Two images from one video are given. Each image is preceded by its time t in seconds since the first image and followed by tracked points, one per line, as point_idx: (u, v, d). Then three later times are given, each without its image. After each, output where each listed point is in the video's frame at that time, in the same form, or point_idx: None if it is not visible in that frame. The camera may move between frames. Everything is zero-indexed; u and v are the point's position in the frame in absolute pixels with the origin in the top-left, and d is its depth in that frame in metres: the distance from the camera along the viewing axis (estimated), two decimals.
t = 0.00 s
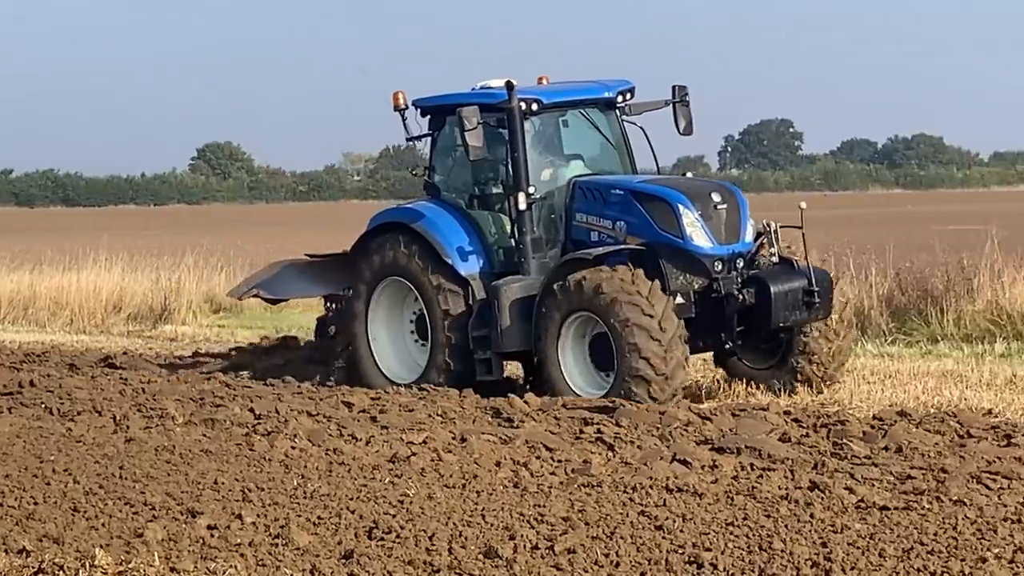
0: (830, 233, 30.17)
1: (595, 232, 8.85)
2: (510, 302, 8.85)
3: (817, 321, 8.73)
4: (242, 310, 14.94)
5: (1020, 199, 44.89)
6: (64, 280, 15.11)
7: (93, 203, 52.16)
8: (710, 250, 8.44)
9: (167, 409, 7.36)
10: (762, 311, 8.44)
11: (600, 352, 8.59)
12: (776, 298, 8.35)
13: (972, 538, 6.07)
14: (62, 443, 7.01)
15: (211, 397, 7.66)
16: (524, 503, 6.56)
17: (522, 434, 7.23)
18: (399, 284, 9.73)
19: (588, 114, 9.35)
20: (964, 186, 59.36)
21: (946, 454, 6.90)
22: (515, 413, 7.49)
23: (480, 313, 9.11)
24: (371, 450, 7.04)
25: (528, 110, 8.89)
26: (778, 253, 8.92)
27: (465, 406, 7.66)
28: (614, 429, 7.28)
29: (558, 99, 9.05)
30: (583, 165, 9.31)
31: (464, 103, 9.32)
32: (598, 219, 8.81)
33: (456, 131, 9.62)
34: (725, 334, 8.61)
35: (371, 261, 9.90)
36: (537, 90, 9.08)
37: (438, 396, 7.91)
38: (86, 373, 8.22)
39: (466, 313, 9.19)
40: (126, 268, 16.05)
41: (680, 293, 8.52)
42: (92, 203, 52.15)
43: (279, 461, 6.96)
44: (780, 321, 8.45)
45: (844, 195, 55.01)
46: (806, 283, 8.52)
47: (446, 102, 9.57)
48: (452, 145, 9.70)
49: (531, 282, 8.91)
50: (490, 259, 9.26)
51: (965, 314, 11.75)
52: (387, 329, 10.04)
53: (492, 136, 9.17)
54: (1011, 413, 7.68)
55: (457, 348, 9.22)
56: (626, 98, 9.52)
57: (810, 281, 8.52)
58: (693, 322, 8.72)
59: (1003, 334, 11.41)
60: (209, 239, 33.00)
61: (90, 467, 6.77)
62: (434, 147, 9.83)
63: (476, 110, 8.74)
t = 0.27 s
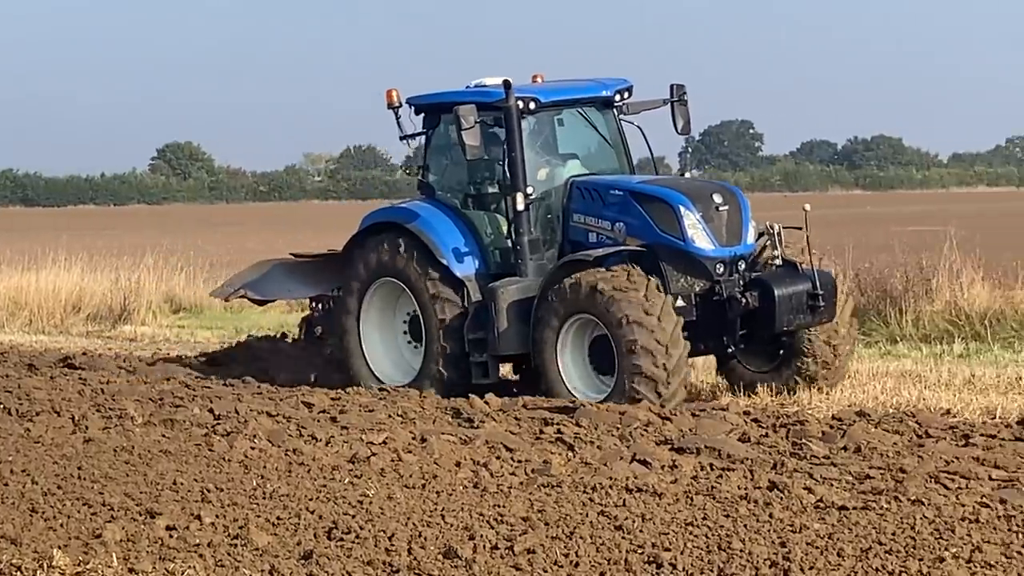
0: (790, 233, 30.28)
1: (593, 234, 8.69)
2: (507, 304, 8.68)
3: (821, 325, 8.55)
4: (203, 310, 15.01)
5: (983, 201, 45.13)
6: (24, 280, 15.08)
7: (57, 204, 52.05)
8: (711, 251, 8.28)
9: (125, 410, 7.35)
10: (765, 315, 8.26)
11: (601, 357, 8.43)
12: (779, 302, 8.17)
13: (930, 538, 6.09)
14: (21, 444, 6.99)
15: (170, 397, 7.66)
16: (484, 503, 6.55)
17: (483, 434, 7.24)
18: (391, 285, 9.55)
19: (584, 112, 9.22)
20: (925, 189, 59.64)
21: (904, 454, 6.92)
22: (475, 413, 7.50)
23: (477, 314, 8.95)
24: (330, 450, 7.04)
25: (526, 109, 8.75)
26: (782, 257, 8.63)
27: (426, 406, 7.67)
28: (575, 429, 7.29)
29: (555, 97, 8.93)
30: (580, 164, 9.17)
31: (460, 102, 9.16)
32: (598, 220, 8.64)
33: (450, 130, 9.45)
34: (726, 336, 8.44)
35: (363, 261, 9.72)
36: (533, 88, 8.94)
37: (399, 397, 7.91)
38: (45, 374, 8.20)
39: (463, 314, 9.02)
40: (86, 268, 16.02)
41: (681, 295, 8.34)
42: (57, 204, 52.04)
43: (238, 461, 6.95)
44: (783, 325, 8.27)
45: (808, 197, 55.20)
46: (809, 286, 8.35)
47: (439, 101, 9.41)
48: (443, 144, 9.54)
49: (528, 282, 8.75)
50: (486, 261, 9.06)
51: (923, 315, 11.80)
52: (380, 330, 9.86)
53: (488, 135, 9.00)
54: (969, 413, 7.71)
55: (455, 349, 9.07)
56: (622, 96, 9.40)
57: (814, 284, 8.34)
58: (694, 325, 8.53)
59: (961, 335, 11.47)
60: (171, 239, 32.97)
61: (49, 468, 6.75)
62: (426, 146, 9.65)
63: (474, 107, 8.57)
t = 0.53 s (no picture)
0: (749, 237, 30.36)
1: (591, 233, 8.60)
2: (504, 305, 8.58)
3: (824, 324, 8.53)
4: (161, 311, 15.00)
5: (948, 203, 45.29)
6: None
7: (20, 206, 51.91)
8: (713, 251, 8.18)
9: (83, 411, 7.35)
10: (769, 313, 8.23)
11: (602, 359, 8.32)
12: (784, 300, 8.14)
13: (888, 538, 6.09)
14: None
15: (128, 398, 7.66)
16: (442, 504, 6.54)
17: (442, 434, 7.25)
18: (382, 285, 9.54)
19: (579, 110, 9.14)
20: (890, 190, 59.82)
21: (862, 455, 6.93)
22: (434, 414, 7.53)
23: (472, 317, 8.91)
24: (288, 452, 7.03)
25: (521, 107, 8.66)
26: (786, 255, 8.58)
27: (385, 408, 7.68)
28: (533, 430, 7.31)
29: (550, 94, 8.83)
30: (576, 163, 9.09)
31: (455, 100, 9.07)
32: (596, 220, 8.55)
33: (445, 128, 9.38)
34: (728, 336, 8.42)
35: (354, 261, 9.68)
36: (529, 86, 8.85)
37: (358, 399, 7.92)
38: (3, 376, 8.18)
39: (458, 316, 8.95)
40: (44, 269, 15.98)
41: (683, 295, 8.24)
42: (20, 206, 51.91)
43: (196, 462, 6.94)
44: (787, 322, 8.24)
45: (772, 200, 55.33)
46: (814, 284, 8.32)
47: (435, 99, 9.31)
48: (440, 143, 9.45)
49: (523, 284, 8.67)
50: (481, 262, 9.04)
51: (881, 317, 11.83)
52: (371, 330, 9.85)
53: (484, 134, 8.92)
54: (926, 414, 7.73)
55: (449, 350, 9.00)
56: (619, 93, 9.31)
57: (820, 282, 8.31)
58: (697, 324, 8.53)
59: (918, 335, 11.50)
60: (130, 241, 32.91)
61: (6, 470, 6.73)
62: (420, 145, 9.59)
63: (470, 107, 8.47)
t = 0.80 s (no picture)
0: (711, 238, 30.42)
1: (591, 233, 8.54)
2: (502, 306, 8.49)
3: (828, 326, 8.41)
4: (119, 311, 14.94)
5: (911, 203, 45.47)
6: None
7: None
8: (715, 251, 8.10)
9: (40, 413, 7.37)
10: (772, 316, 8.11)
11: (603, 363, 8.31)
12: (787, 303, 8.03)
13: (844, 538, 6.09)
14: None
15: (85, 399, 7.72)
16: (400, 505, 6.54)
17: (399, 435, 7.27)
18: (377, 284, 9.40)
19: (579, 109, 9.04)
20: (856, 192, 59.96)
21: (819, 456, 6.95)
22: (392, 415, 7.57)
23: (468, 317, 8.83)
24: (246, 453, 7.03)
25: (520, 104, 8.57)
26: (789, 256, 8.54)
27: (343, 408, 7.74)
28: (491, 431, 7.34)
29: (551, 92, 8.74)
30: (575, 163, 9.00)
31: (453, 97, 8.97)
32: (597, 219, 8.49)
33: (442, 126, 9.29)
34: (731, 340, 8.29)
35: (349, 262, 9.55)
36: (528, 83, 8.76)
37: (316, 401, 7.94)
38: None
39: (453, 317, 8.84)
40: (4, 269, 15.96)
41: (683, 296, 8.16)
42: None
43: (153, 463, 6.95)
44: (791, 325, 8.12)
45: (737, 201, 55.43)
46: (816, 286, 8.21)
47: (431, 96, 9.22)
48: (436, 142, 9.35)
49: (521, 284, 8.58)
50: (477, 261, 8.93)
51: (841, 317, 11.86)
52: (363, 327, 9.72)
53: (482, 131, 8.84)
54: (884, 415, 7.76)
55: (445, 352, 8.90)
56: (619, 93, 9.22)
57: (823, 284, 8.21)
58: (700, 326, 8.34)
59: (875, 336, 11.54)
60: (92, 241, 32.83)
61: None
62: (415, 142, 9.50)
63: (468, 103, 8.36)
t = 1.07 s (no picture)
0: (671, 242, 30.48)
1: (592, 234, 8.49)
2: (502, 307, 8.42)
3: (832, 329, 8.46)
4: (76, 314, 14.90)
5: (877, 204, 45.59)
6: None
7: None
8: (721, 252, 8.08)
9: None
10: (782, 316, 8.15)
11: (608, 368, 8.21)
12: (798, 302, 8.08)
13: (801, 540, 6.08)
14: None
15: (42, 401, 7.80)
16: (357, 507, 6.53)
17: (357, 438, 7.30)
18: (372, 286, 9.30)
19: (579, 108, 8.95)
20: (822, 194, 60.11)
21: (776, 457, 6.96)
22: (349, 417, 7.60)
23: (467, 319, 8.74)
24: (203, 456, 7.03)
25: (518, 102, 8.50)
26: (797, 256, 8.60)
27: (301, 410, 7.81)
28: (448, 433, 7.37)
29: (549, 90, 8.66)
30: (575, 163, 8.90)
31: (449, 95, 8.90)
32: (598, 219, 8.43)
33: (439, 124, 9.21)
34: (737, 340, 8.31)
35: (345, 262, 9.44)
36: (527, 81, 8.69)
37: (274, 404, 7.96)
38: None
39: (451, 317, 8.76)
40: None
41: (688, 297, 8.14)
42: None
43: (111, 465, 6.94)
44: (799, 326, 8.17)
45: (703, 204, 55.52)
46: (826, 287, 8.26)
47: (427, 95, 9.14)
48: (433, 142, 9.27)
49: (520, 285, 8.49)
50: (476, 262, 8.83)
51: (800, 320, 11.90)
52: (358, 327, 9.59)
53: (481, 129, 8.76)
54: (841, 418, 7.79)
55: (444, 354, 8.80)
56: (618, 91, 9.13)
57: (833, 285, 8.25)
58: (703, 328, 8.35)
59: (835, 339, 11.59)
60: (52, 243, 32.74)
61: None
62: (410, 141, 9.41)
63: (467, 100, 8.30)
